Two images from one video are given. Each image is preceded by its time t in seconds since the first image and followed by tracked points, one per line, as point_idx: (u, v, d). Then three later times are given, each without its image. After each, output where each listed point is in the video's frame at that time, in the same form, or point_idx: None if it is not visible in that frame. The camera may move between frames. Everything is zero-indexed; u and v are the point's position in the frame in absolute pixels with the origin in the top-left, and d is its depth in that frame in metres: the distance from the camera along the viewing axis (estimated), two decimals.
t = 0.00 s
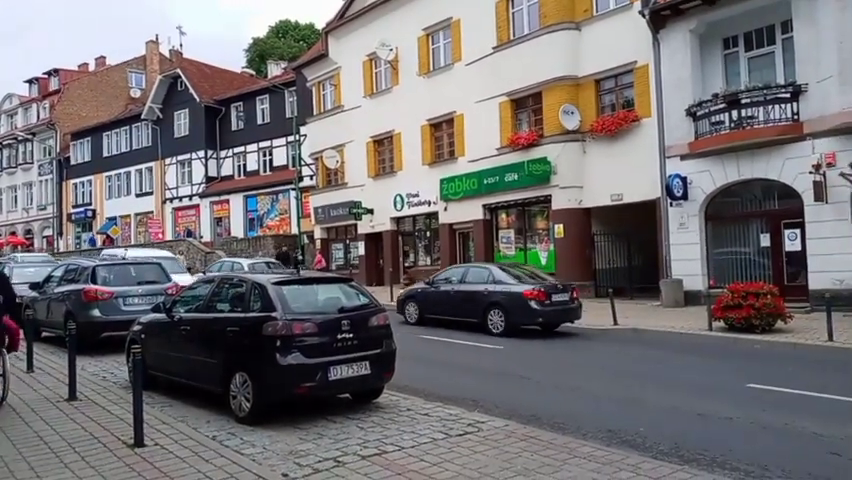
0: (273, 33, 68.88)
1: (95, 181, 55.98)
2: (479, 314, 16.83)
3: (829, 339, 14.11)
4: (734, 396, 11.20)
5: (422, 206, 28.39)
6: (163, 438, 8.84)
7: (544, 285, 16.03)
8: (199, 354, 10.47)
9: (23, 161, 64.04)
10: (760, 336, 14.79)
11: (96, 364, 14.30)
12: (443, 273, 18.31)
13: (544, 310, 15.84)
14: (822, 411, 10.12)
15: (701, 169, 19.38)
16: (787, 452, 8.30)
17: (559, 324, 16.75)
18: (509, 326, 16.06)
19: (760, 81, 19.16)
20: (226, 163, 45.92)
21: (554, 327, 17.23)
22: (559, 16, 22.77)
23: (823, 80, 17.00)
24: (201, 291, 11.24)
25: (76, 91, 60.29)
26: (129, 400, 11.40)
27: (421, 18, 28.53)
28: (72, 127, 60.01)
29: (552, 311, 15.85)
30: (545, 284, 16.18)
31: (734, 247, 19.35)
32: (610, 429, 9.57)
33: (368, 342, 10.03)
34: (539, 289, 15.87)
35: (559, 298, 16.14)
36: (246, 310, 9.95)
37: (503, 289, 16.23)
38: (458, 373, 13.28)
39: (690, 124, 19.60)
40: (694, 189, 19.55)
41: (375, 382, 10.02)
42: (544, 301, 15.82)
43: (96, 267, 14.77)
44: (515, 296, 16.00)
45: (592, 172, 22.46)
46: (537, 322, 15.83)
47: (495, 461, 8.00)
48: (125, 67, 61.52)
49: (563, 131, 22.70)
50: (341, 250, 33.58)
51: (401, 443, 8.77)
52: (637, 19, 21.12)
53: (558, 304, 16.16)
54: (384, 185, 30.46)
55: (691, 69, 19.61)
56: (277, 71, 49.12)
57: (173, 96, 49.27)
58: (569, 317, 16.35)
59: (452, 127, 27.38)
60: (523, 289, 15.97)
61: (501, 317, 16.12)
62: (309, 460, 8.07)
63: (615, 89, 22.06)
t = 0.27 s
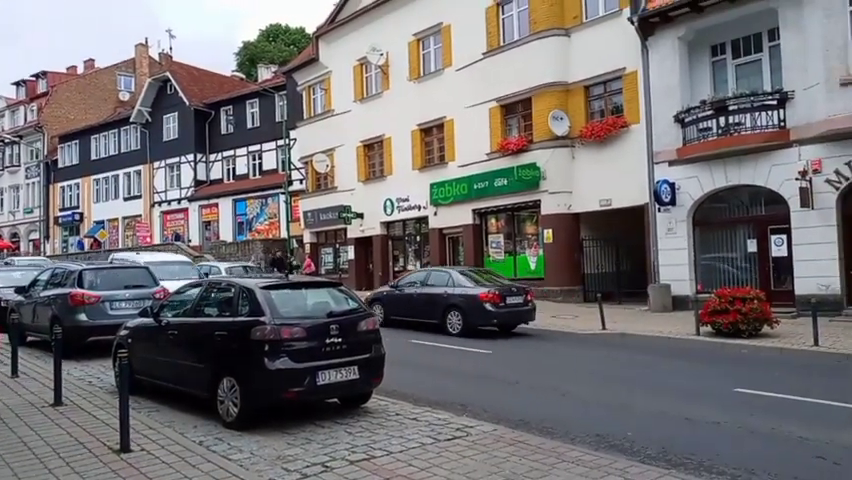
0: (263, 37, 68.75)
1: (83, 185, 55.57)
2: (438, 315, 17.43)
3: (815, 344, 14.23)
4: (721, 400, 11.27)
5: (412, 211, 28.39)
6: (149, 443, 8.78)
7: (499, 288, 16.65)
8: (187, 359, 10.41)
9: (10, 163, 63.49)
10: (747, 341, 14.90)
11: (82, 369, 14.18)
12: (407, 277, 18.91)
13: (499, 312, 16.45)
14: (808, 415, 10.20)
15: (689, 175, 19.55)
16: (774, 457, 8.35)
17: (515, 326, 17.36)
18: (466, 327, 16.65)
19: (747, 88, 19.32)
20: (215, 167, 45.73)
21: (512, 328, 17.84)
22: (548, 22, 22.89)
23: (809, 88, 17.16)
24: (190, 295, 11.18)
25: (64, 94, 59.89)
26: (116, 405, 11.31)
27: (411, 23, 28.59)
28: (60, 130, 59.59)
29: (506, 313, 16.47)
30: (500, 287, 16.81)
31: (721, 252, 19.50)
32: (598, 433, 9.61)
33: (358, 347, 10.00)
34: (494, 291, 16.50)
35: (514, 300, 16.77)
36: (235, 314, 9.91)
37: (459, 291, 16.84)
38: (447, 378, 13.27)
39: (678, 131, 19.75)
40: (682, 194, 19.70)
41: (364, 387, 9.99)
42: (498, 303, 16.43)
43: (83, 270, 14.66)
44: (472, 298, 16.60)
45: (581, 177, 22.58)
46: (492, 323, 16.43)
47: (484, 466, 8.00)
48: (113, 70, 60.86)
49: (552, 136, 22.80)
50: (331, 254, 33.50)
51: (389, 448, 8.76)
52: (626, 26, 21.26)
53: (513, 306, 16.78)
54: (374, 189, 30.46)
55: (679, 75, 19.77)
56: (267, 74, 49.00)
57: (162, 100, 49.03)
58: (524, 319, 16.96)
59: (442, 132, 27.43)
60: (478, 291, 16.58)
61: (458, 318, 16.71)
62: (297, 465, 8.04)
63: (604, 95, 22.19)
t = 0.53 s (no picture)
0: (250, 36, 68.42)
1: (68, 186, 55.09)
2: (394, 312, 18.25)
3: (801, 340, 14.35)
4: (708, 397, 11.33)
5: (400, 210, 28.35)
6: (136, 446, 8.71)
7: (450, 284, 17.56)
8: (174, 360, 10.33)
9: None
10: (734, 337, 14.99)
11: (68, 371, 14.05)
12: (366, 276, 19.69)
13: (450, 307, 17.37)
14: (795, 410, 10.29)
15: (675, 173, 19.67)
16: (762, 452, 8.41)
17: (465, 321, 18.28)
18: (419, 321, 17.50)
19: (732, 86, 19.46)
20: (202, 167, 45.47)
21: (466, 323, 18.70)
22: (535, 22, 22.95)
23: (793, 86, 17.31)
24: (176, 297, 11.10)
25: (48, 95, 59.32)
26: (102, 408, 11.21)
27: (398, 22, 28.56)
28: (44, 131, 59.05)
29: (457, 308, 17.39)
30: (452, 284, 17.73)
31: (708, 249, 19.65)
32: (587, 431, 9.63)
33: (346, 347, 9.96)
34: (445, 288, 17.41)
35: (464, 296, 17.69)
36: (222, 315, 9.84)
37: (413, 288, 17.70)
38: (436, 377, 13.24)
39: (664, 129, 19.86)
40: (668, 192, 19.83)
41: (353, 387, 9.95)
42: (449, 299, 17.36)
43: (68, 272, 14.51)
44: (425, 295, 17.47)
45: (568, 176, 22.66)
46: (443, 318, 17.32)
47: (473, 465, 7.99)
48: (98, 70, 60.12)
49: (539, 135, 22.87)
50: (319, 254, 33.40)
51: (379, 448, 8.73)
52: (613, 25, 21.34)
53: (464, 301, 17.70)
54: (362, 189, 30.40)
55: (665, 74, 19.88)
56: (254, 74, 48.76)
57: (147, 100, 48.67)
58: (474, 314, 17.91)
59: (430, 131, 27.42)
60: (431, 288, 17.47)
61: (411, 313, 17.55)
62: (286, 467, 8.00)
63: (590, 94, 22.27)
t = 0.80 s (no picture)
0: (242, 37, 68.28)
1: (58, 187, 54.81)
2: (364, 311, 18.84)
3: (790, 340, 14.48)
4: (698, 397, 11.42)
5: (393, 211, 28.38)
6: (128, 447, 8.71)
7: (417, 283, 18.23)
8: (166, 362, 10.32)
9: None
10: (724, 338, 15.10)
11: (59, 373, 14.00)
12: (337, 276, 20.28)
13: (415, 305, 18.03)
14: (783, 410, 10.40)
15: (665, 174, 19.79)
16: (752, 451, 8.50)
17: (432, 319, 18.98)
18: (386, 320, 18.15)
19: (721, 88, 19.60)
20: (194, 168, 45.34)
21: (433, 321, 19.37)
22: (526, 24, 23.04)
23: (781, 88, 17.46)
24: (167, 299, 11.08)
25: (39, 95, 58.99)
26: (93, 409, 11.19)
27: (390, 23, 28.59)
28: (35, 132, 58.73)
29: (422, 306, 18.06)
30: (418, 283, 18.40)
31: (698, 250, 19.79)
32: (578, 430, 9.70)
33: (339, 348, 9.98)
34: (411, 287, 18.07)
35: (430, 295, 18.35)
36: (214, 316, 9.84)
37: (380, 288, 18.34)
38: (428, 378, 13.27)
39: (655, 131, 19.98)
40: (658, 193, 19.95)
41: (346, 388, 9.97)
42: (415, 297, 18.02)
43: (59, 273, 14.45)
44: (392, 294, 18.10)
45: (560, 177, 22.74)
46: (409, 316, 17.98)
47: (465, 464, 8.03)
48: (88, 70, 59.64)
49: (531, 137, 22.96)
50: (311, 255, 33.35)
51: (371, 448, 8.77)
52: (604, 27, 21.44)
53: (429, 300, 18.36)
54: (354, 190, 30.41)
55: (655, 76, 20.00)
56: (246, 75, 48.66)
57: (139, 100, 48.47)
58: (441, 312, 18.58)
59: (422, 132, 27.46)
60: (397, 287, 18.12)
61: (379, 311, 18.17)
62: (278, 467, 8.02)
63: (581, 96, 22.36)
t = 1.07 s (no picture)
0: (232, 38, 68.01)
1: (47, 189, 54.38)
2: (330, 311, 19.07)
3: (779, 339, 14.56)
4: (688, 396, 11.44)
5: (384, 212, 28.34)
6: (117, 453, 8.62)
7: (382, 284, 18.54)
8: (156, 365, 10.22)
9: None
10: (714, 337, 15.16)
11: (48, 378, 13.85)
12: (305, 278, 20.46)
13: (379, 305, 18.37)
14: (774, 408, 10.43)
15: (655, 174, 19.86)
16: (743, 450, 8.50)
17: (399, 318, 19.36)
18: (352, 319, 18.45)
19: (711, 88, 19.70)
20: (183, 170, 45.09)
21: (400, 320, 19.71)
22: (516, 24, 23.08)
23: (770, 87, 17.57)
24: (157, 301, 10.97)
25: (26, 98, 58.52)
26: (82, 414, 11.08)
27: (380, 24, 28.55)
28: (23, 134, 58.27)
29: (387, 306, 18.40)
30: (383, 283, 18.72)
31: (689, 249, 19.85)
32: (570, 431, 9.68)
33: (330, 350, 9.91)
34: (376, 287, 18.40)
35: (395, 295, 18.70)
36: (204, 319, 9.75)
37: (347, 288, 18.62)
38: (420, 379, 13.22)
39: (645, 130, 20.05)
40: (649, 193, 20.01)
41: (337, 390, 9.89)
42: (380, 298, 18.35)
43: (47, 277, 14.31)
44: (357, 294, 18.39)
45: (551, 177, 22.79)
46: (373, 315, 18.31)
47: (457, 466, 7.99)
48: (77, 73, 59.29)
49: (522, 137, 23.01)
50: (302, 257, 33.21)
51: (362, 451, 8.71)
52: (594, 28, 21.49)
53: (395, 300, 18.72)
54: (345, 191, 30.35)
55: (645, 76, 20.07)
56: (236, 76, 48.44)
57: (128, 102, 48.15)
58: (407, 311, 18.92)
59: (413, 133, 27.43)
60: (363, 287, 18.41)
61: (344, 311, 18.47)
62: (269, 471, 7.95)
63: (572, 96, 22.41)
